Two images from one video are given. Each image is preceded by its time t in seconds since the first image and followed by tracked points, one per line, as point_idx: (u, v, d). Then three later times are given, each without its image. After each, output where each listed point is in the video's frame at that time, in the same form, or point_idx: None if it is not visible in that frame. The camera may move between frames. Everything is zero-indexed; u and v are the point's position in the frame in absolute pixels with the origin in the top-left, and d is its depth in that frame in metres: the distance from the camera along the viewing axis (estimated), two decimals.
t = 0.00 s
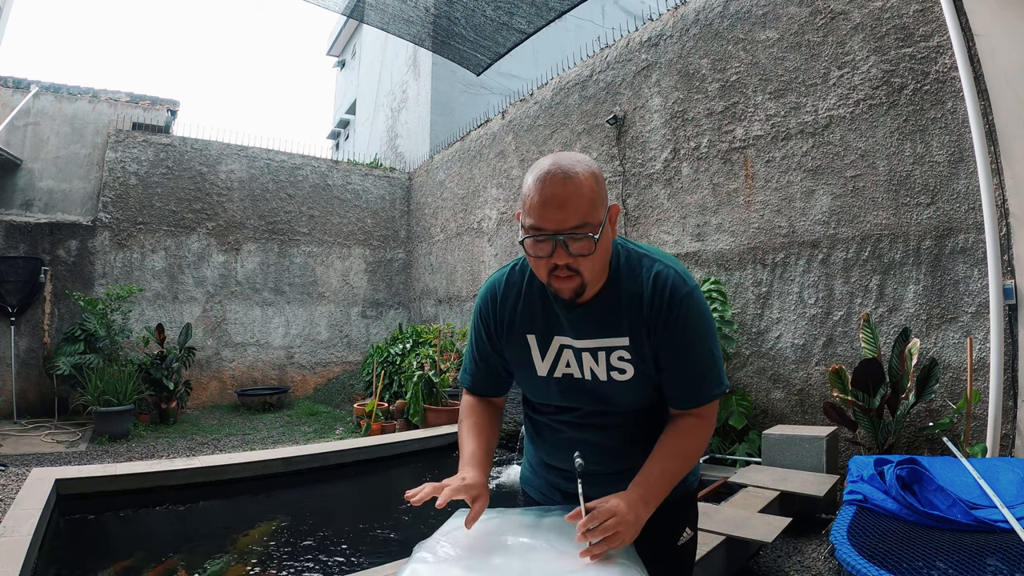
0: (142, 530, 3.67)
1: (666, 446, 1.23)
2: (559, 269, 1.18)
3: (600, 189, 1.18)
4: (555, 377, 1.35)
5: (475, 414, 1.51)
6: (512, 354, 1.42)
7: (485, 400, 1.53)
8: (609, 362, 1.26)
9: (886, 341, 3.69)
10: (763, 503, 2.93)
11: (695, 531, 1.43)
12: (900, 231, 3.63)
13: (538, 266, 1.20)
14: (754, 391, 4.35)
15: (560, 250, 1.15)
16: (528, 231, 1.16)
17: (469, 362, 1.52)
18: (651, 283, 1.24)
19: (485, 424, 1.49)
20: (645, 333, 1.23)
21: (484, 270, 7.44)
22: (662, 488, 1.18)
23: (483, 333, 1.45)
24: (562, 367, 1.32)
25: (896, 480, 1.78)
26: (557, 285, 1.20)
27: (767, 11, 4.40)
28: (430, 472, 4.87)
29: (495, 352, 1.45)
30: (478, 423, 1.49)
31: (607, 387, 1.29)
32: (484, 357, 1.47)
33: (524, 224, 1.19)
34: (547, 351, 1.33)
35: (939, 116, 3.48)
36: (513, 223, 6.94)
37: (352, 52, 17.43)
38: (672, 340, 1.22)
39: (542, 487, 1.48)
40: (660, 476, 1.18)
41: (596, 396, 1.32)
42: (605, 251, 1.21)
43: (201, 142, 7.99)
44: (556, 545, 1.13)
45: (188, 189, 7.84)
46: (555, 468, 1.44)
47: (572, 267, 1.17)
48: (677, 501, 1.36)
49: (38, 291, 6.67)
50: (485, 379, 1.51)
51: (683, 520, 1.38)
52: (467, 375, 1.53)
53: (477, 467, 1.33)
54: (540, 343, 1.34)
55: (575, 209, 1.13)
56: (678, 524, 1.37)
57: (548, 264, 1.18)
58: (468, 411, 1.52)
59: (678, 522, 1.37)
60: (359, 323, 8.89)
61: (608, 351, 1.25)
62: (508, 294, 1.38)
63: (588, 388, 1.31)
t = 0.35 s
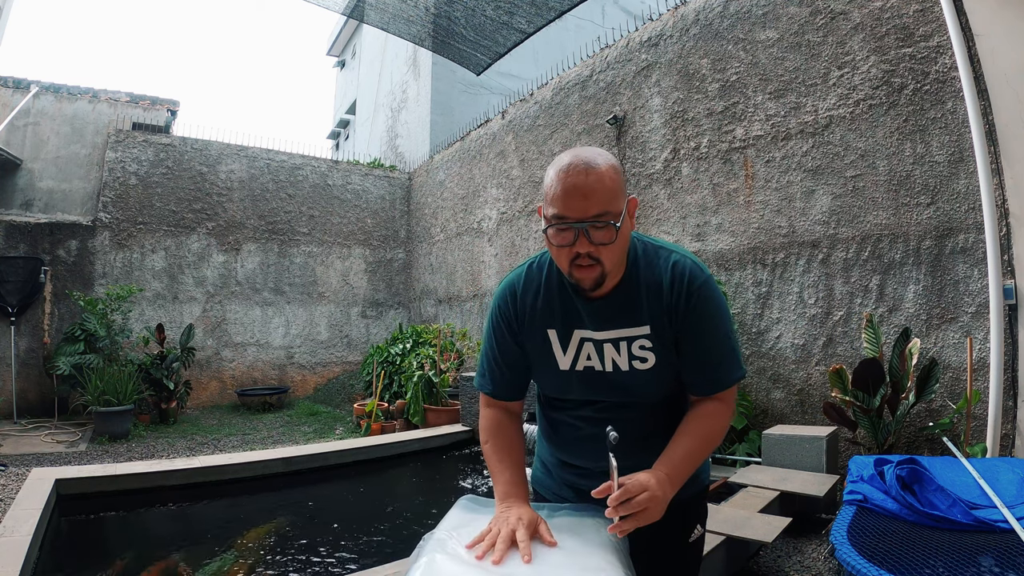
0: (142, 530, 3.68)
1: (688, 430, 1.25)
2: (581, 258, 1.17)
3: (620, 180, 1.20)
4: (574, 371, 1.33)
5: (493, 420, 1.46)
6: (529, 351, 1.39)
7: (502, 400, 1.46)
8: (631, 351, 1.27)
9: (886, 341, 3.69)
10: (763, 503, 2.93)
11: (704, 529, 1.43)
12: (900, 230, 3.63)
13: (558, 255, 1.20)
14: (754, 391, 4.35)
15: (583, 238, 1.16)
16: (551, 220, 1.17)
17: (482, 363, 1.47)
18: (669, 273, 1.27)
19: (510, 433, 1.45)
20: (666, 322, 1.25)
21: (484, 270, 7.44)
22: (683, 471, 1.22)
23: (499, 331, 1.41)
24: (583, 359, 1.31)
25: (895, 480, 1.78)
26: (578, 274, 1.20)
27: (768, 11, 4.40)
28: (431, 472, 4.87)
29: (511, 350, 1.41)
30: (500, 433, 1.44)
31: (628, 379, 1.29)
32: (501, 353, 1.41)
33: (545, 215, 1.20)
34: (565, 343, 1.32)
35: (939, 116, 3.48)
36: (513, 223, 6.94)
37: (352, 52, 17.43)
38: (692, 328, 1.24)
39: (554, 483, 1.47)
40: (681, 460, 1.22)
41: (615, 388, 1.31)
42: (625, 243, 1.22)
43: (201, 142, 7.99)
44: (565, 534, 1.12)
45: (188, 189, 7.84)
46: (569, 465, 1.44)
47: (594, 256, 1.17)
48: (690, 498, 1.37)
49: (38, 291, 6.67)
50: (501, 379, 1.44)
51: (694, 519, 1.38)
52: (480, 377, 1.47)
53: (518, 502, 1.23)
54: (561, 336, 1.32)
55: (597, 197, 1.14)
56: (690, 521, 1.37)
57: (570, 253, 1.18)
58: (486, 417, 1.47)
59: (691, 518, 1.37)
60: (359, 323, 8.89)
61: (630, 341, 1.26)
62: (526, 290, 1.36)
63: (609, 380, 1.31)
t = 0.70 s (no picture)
0: (142, 530, 3.68)
1: (718, 396, 1.28)
2: (602, 238, 1.18)
3: (639, 165, 1.22)
4: (599, 356, 1.32)
5: (510, 411, 1.40)
6: (553, 338, 1.37)
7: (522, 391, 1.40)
8: (657, 332, 1.27)
9: (886, 341, 3.69)
10: (763, 504, 2.93)
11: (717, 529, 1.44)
12: (900, 231, 3.63)
13: (580, 237, 1.21)
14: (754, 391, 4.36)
15: (605, 218, 1.17)
16: (573, 200, 1.17)
17: (504, 353, 1.41)
18: (689, 256, 1.29)
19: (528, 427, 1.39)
20: (690, 302, 1.27)
21: (484, 270, 7.44)
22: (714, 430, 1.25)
23: (521, 320, 1.38)
24: (608, 344, 1.30)
25: (895, 480, 1.78)
26: (599, 255, 1.20)
27: (767, 11, 4.40)
28: (430, 472, 4.86)
29: (534, 339, 1.38)
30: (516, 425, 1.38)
31: (655, 361, 1.29)
32: (524, 342, 1.38)
33: (566, 198, 1.21)
34: (590, 327, 1.31)
35: (939, 116, 3.48)
36: (513, 223, 6.94)
37: (352, 52, 17.43)
38: (716, 307, 1.27)
39: (572, 478, 1.43)
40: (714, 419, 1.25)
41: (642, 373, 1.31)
42: (645, 225, 1.23)
43: (201, 142, 7.99)
44: (569, 527, 1.10)
45: (188, 189, 7.84)
46: (591, 460, 1.39)
47: (616, 236, 1.18)
48: (703, 500, 1.37)
49: (38, 291, 6.67)
50: (523, 369, 1.39)
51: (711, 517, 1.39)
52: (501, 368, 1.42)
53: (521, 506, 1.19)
54: (585, 321, 1.31)
55: (619, 177, 1.16)
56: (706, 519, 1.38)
57: (592, 234, 1.19)
58: (506, 410, 1.40)
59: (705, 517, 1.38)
60: (359, 323, 8.89)
61: (656, 322, 1.27)
62: (549, 278, 1.35)
63: (635, 364, 1.30)
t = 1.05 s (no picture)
0: (141, 530, 3.68)
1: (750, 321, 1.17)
2: (635, 207, 1.18)
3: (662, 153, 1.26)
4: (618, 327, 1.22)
5: (526, 386, 1.20)
6: (572, 309, 1.26)
7: (541, 364, 1.22)
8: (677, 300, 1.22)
9: (886, 341, 3.69)
10: (764, 503, 2.93)
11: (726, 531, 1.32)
12: (900, 231, 3.63)
13: (611, 209, 1.20)
14: (754, 392, 4.35)
15: (638, 186, 1.17)
16: (605, 174, 1.18)
17: (521, 326, 1.27)
18: (703, 239, 1.29)
19: (540, 408, 1.20)
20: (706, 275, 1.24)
21: (484, 270, 7.44)
22: (747, 350, 1.13)
23: (538, 293, 1.28)
24: (629, 313, 1.22)
25: (895, 480, 1.78)
26: (631, 225, 1.19)
27: (768, 11, 4.40)
28: (430, 472, 4.86)
29: (554, 311, 1.25)
30: (526, 404, 1.19)
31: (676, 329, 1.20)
32: (543, 311, 1.25)
33: (596, 177, 1.22)
34: (609, 296, 1.23)
35: (938, 116, 3.48)
36: (513, 223, 6.95)
37: (352, 52, 17.42)
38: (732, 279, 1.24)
39: (582, 472, 1.28)
40: (749, 336, 1.13)
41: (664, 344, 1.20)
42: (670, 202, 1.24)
43: (201, 142, 7.99)
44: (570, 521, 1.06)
45: (188, 189, 7.85)
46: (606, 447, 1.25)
47: (648, 204, 1.18)
48: (719, 499, 1.25)
49: (38, 291, 6.68)
50: (542, 340, 1.24)
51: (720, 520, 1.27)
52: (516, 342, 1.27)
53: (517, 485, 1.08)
54: (604, 292, 1.24)
55: (650, 151, 1.19)
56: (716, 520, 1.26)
57: (624, 204, 1.18)
58: (516, 383, 1.21)
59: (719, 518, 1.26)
60: (359, 323, 8.89)
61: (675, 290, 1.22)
62: (568, 258, 1.31)
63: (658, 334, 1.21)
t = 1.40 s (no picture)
0: (141, 530, 3.68)
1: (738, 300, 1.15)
2: (617, 179, 1.18)
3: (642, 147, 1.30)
4: (598, 312, 1.17)
5: (513, 378, 1.16)
6: (552, 298, 1.22)
7: (525, 354, 1.18)
8: (657, 286, 1.18)
9: (886, 341, 3.69)
10: (764, 504, 2.93)
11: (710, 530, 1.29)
12: (900, 231, 3.64)
13: (593, 182, 1.19)
14: (754, 392, 4.35)
15: (620, 159, 1.18)
16: (589, 148, 1.20)
17: (500, 317, 1.22)
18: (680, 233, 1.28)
19: (528, 404, 1.16)
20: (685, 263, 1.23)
21: (484, 270, 7.44)
22: (737, 318, 1.12)
23: (517, 283, 1.23)
24: (608, 299, 1.18)
25: (895, 480, 1.78)
26: (613, 196, 1.18)
27: (767, 11, 4.40)
28: (430, 472, 4.86)
29: (534, 301, 1.21)
30: (516, 398, 1.15)
31: (657, 316, 1.16)
32: (522, 299, 1.20)
33: (580, 156, 1.23)
34: (587, 284, 1.20)
35: (938, 116, 3.48)
36: (513, 223, 6.95)
37: (352, 52, 17.43)
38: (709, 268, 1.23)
39: (557, 471, 1.21)
40: (739, 304, 1.13)
41: (643, 331, 1.16)
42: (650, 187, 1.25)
43: (201, 142, 7.99)
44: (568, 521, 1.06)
45: (188, 189, 7.85)
46: (582, 443, 1.18)
47: (630, 176, 1.18)
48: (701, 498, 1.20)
49: (38, 291, 6.68)
50: (521, 329, 1.18)
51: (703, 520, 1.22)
52: (496, 334, 1.21)
53: (513, 483, 1.06)
54: (584, 280, 1.20)
55: (631, 133, 1.22)
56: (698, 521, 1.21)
57: (606, 177, 1.18)
58: (502, 376, 1.17)
59: (699, 519, 1.20)
60: (359, 323, 8.90)
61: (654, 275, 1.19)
62: (547, 252, 1.28)
63: (639, 320, 1.16)
